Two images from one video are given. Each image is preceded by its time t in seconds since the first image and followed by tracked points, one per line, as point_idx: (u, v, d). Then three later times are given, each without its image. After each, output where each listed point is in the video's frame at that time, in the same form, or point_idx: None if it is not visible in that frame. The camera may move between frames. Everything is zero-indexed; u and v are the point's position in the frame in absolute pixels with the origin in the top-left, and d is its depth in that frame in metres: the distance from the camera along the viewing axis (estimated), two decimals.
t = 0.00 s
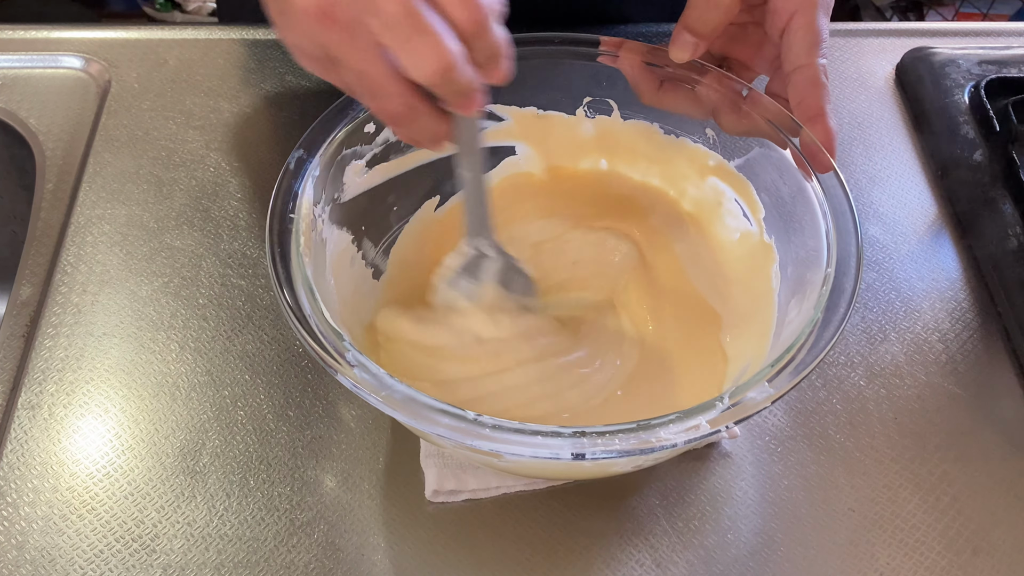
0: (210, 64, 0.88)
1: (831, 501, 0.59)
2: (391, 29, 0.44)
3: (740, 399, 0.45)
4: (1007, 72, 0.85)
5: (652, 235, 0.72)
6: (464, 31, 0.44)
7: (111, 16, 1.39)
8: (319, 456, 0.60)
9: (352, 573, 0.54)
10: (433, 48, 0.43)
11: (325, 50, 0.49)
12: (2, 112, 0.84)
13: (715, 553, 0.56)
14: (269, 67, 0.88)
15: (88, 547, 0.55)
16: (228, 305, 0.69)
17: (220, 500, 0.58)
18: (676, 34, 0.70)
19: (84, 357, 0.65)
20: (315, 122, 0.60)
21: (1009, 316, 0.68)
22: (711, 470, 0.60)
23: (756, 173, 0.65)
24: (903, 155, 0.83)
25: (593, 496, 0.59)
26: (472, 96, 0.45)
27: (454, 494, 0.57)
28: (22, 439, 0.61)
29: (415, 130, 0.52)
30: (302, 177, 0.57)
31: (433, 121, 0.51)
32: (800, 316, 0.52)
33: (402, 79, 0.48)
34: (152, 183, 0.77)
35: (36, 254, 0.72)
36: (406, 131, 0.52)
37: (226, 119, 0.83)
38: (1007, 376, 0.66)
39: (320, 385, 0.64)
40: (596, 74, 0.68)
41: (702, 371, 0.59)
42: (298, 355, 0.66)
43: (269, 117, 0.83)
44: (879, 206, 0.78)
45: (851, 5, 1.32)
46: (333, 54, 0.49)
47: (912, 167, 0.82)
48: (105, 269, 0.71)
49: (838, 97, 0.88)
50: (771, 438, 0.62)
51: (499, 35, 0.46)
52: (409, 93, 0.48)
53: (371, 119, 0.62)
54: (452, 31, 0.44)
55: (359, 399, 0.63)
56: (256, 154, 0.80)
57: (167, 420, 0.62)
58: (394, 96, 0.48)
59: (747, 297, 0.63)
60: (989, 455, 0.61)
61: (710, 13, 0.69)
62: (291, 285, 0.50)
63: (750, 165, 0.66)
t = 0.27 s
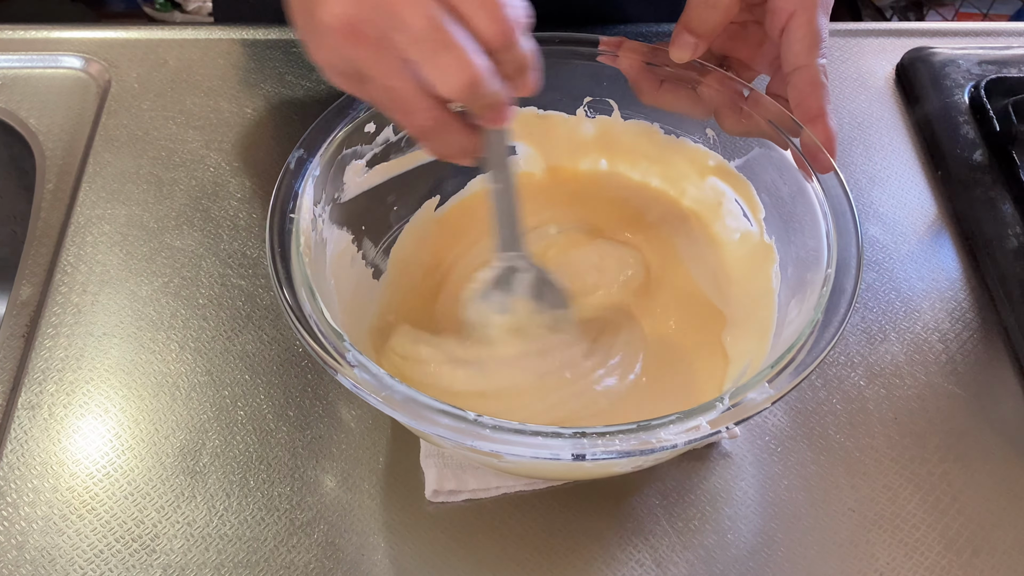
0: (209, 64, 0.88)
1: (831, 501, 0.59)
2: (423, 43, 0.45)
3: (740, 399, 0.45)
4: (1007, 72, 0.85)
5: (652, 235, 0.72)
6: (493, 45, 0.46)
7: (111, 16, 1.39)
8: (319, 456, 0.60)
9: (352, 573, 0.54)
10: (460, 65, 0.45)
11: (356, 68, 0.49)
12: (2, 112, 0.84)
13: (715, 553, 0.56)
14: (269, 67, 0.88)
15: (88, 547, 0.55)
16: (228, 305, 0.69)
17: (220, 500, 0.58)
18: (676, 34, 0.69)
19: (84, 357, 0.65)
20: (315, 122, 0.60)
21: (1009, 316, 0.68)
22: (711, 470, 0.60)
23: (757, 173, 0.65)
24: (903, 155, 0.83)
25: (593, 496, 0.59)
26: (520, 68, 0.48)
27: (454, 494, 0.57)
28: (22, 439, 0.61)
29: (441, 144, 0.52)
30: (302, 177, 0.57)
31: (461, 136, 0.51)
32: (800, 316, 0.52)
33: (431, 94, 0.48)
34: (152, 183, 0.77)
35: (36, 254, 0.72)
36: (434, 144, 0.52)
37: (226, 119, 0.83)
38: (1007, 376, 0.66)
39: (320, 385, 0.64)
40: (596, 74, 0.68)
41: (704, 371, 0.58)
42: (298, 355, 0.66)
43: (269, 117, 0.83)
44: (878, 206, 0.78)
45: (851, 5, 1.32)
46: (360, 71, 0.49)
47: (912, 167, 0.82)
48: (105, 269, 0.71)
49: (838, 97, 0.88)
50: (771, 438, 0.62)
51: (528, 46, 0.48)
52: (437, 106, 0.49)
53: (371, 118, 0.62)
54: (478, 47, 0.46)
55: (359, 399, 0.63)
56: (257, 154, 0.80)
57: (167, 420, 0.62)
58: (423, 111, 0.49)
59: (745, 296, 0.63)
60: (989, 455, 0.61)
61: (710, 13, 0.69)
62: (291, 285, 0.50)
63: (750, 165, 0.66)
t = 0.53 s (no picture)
0: (209, 64, 0.88)
1: (831, 501, 0.59)
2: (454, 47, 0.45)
3: (741, 399, 0.45)
4: (1007, 72, 0.85)
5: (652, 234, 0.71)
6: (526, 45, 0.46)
7: (111, 16, 1.39)
8: (319, 456, 0.60)
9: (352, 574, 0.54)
10: (496, 66, 0.44)
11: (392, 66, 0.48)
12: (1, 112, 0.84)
13: (715, 553, 0.56)
14: (269, 67, 0.88)
15: (88, 547, 0.55)
16: (228, 305, 0.69)
17: (220, 500, 0.58)
18: (676, 34, 0.70)
19: (84, 357, 0.65)
20: (315, 122, 0.60)
21: (1009, 316, 0.68)
22: (711, 470, 0.60)
23: (757, 173, 0.65)
24: (903, 155, 0.83)
25: (593, 496, 0.59)
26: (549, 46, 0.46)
27: (454, 494, 0.57)
28: (22, 440, 0.60)
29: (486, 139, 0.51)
30: (302, 177, 0.57)
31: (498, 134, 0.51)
32: (800, 316, 0.52)
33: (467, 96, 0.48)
34: (152, 183, 0.77)
35: (36, 254, 0.72)
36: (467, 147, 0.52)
37: (226, 119, 0.83)
38: (1007, 376, 0.66)
39: (320, 386, 0.64)
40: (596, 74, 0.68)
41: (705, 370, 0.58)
42: (298, 355, 0.66)
43: (269, 117, 0.83)
44: (878, 206, 0.78)
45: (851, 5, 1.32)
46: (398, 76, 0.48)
47: (912, 167, 0.82)
48: (105, 269, 0.71)
49: (838, 97, 0.88)
50: (771, 438, 0.62)
51: (562, 47, 0.48)
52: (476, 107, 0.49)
53: (371, 118, 0.62)
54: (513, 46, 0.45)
55: (359, 399, 0.63)
56: (256, 155, 0.80)
57: (167, 420, 0.62)
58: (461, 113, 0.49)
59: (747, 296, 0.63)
60: (989, 455, 0.61)
61: (710, 14, 0.69)
62: (291, 285, 0.50)
63: (750, 166, 0.66)
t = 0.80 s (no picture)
0: (210, 64, 0.87)
1: (831, 501, 0.59)
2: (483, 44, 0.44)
3: (741, 400, 0.45)
4: (1007, 72, 0.85)
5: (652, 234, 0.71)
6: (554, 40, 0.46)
7: (111, 16, 1.39)
8: (319, 456, 0.60)
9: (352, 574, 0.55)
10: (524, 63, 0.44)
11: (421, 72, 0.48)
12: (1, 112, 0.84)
13: (715, 553, 0.56)
14: (269, 67, 0.88)
15: (88, 547, 0.55)
16: (228, 305, 0.69)
17: (220, 500, 0.58)
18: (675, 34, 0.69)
19: (84, 357, 0.65)
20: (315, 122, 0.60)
21: (1009, 316, 0.68)
22: (711, 470, 0.60)
23: (757, 173, 0.65)
24: (903, 155, 0.83)
25: (593, 496, 0.59)
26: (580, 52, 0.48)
27: (454, 494, 0.57)
28: (22, 439, 0.61)
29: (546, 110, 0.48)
30: (302, 177, 0.57)
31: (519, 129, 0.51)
32: (800, 316, 0.52)
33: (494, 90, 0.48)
34: (152, 183, 0.77)
35: (36, 254, 0.72)
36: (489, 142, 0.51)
37: (226, 119, 0.83)
38: (1007, 376, 0.66)
39: (320, 386, 0.64)
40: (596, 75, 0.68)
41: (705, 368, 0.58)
42: (298, 355, 0.66)
43: (269, 117, 0.83)
44: (878, 206, 0.78)
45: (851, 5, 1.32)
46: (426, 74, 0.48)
47: (912, 167, 0.82)
48: (105, 269, 0.71)
49: (838, 97, 0.88)
50: (771, 438, 0.62)
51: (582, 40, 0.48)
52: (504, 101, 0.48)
53: (371, 118, 0.62)
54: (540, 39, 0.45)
55: (359, 399, 0.63)
56: (256, 155, 0.80)
57: (167, 420, 0.62)
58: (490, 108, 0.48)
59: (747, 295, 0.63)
60: (989, 455, 0.62)
61: (709, 14, 0.69)
62: (291, 286, 0.50)
63: (750, 166, 0.66)
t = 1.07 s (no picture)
0: (210, 64, 0.88)
1: (831, 501, 0.59)
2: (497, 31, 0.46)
3: (742, 399, 0.45)
4: (1007, 72, 0.85)
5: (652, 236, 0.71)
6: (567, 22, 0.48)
7: (111, 16, 1.39)
8: (319, 456, 0.60)
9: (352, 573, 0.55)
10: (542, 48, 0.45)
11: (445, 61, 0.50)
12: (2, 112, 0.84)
13: (715, 553, 0.56)
14: (269, 67, 0.88)
15: (88, 547, 0.55)
16: (228, 305, 0.69)
17: (220, 500, 0.58)
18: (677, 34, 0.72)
19: (84, 357, 0.65)
20: (315, 121, 0.60)
21: (1009, 316, 0.68)
22: (711, 470, 0.60)
23: (757, 174, 0.65)
24: (903, 155, 0.83)
25: (593, 496, 0.59)
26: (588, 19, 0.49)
27: (454, 494, 0.57)
28: (22, 440, 0.60)
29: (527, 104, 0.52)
30: (302, 176, 0.57)
31: (538, 112, 0.52)
32: (799, 317, 0.52)
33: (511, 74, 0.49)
34: (152, 183, 0.77)
35: (36, 253, 0.73)
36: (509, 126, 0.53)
37: (226, 119, 0.83)
38: (1007, 376, 0.66)
39: (320, 386, 0.64)
40: (596, 75, 0.68)
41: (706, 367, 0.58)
42: (298, 355, 0.66)
43: (269, 117, 0.83)
44: (879, 207, 0.78)
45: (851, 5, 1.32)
46: (447, 64, 0.51)
47: (912, 168, 0.82)
48: (105, 269, 0.71)
49: (838, 97, 0.88)
50: (772, 438, 0.62)
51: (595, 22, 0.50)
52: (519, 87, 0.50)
53: (371, 118, 0.62)
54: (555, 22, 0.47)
55: (359, 400, 0.63)
56: (257, 154, 0.80)
57: (167, 420, 0.62)
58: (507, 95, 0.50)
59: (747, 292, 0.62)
60: (989, 455, 0.62)
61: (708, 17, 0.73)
62: (291, 285, 0.50)
63: (750, 167, 0.66)
